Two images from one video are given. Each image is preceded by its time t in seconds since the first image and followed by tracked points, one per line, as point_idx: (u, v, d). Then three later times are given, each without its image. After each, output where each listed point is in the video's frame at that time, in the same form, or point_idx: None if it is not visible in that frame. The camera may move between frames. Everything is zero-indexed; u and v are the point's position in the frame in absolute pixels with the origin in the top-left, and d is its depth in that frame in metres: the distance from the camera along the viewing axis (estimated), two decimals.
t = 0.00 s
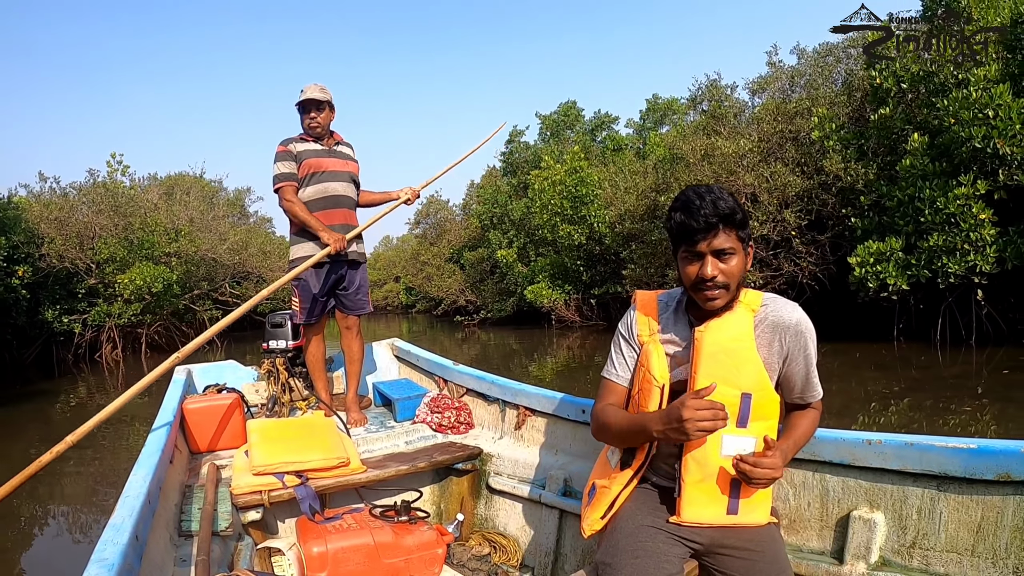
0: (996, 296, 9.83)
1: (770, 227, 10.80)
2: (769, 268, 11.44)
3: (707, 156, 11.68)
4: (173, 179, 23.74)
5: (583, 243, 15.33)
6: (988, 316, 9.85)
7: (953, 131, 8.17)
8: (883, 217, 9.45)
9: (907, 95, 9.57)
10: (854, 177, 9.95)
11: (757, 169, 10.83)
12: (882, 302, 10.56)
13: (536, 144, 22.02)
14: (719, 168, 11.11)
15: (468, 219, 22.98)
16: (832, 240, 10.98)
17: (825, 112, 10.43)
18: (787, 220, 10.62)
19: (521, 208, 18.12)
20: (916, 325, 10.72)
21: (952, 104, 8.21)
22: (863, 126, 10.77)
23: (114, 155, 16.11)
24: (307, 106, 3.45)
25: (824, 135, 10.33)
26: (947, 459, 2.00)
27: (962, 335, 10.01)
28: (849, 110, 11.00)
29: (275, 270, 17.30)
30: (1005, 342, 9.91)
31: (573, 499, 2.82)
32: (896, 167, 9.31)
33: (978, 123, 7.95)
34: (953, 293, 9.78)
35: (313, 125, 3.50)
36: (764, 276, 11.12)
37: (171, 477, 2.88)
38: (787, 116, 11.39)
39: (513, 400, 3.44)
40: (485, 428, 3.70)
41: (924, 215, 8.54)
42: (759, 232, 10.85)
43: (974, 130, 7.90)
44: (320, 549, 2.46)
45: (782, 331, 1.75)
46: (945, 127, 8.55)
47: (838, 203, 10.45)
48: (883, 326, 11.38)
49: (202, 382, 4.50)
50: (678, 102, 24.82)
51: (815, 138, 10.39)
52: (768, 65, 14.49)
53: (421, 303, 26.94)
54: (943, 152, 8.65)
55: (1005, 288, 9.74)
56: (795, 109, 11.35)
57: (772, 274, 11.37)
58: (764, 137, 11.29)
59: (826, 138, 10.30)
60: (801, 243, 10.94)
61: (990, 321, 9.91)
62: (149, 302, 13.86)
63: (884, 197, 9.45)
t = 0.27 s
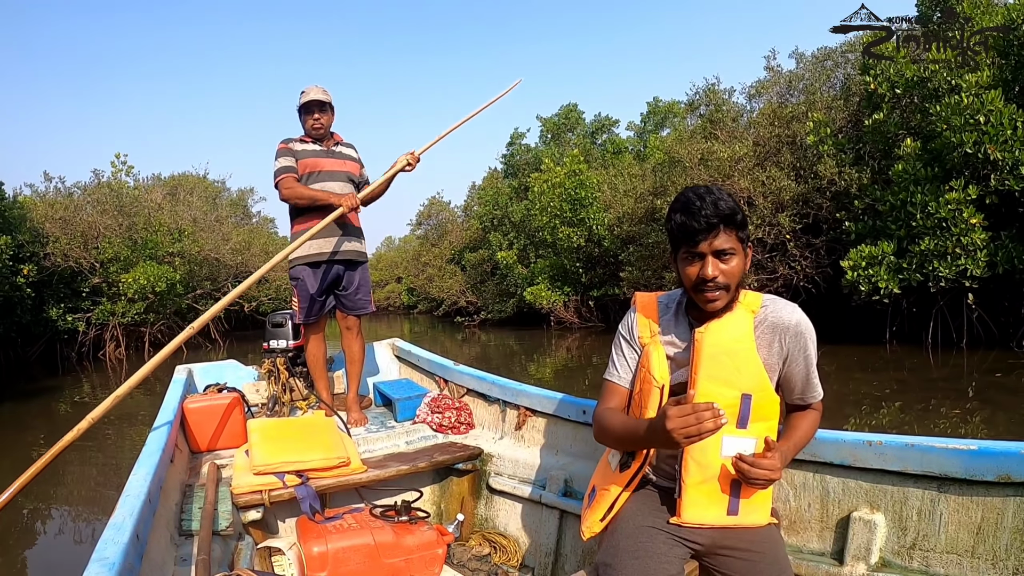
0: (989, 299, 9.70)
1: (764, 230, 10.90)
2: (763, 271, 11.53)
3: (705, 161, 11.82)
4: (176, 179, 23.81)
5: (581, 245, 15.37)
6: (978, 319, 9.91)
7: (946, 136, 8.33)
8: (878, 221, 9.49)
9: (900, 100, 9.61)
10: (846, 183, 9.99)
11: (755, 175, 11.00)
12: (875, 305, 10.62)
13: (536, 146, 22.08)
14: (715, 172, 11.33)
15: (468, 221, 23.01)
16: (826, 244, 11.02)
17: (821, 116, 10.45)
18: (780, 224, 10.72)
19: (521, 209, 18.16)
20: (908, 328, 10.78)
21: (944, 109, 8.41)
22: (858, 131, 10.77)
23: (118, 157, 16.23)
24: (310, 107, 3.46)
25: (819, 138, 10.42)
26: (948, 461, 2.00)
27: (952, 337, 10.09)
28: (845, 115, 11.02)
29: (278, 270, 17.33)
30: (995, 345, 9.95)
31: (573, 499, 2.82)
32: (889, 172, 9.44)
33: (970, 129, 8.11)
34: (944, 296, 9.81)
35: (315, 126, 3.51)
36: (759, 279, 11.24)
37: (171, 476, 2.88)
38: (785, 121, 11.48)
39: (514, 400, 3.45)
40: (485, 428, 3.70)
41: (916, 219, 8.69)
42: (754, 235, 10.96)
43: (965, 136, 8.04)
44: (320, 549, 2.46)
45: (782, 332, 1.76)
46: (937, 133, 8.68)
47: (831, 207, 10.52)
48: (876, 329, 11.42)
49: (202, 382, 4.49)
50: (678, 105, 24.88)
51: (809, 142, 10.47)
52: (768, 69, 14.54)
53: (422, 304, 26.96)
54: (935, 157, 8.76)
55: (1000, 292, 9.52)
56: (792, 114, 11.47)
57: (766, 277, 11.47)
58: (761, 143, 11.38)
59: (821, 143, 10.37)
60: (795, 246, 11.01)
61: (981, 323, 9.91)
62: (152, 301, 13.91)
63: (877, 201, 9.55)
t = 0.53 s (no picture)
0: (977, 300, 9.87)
1: (756, 232, 10.97)
2: (756, 272, 11.59)
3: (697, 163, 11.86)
4: (176, 178, 23.81)
5: (577, 246, 15.40)
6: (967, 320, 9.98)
7: (934, 140, 8.46)
8: (868, 223, 9.60)
9: (892, 103, 9.75)
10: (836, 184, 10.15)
11: (745, 177, 11.01)
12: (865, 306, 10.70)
13: (534, 146, 22.11)
14: (707, 173, 11.38)
15: (467, 221, 23.01)
16: (818, 245, 11.11)
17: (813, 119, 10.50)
18: (772, 226, 10.79)
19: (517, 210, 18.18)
20: (898, 329, 10.81)
21: (933, 113, 8.49)
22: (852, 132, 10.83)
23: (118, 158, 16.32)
24: (309, 107, 3.45)
25: (810, 141, 10.43)
26: (946, 461, 1.99)
27: (941, 338, 10.12)
28: (838, 117, 11.05)
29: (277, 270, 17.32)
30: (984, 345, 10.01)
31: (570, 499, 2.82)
32: (879, 175, 9.56)
33: (958, 132, 8.24)
34: (933, 297, 9.83)
35: (314, 126, 3.50)
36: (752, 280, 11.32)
37: (168, 476, 2.87)
38: (780, 122, 11.52)
39: (512, 400, 3.44)
40: (482, 428, 3.70)
41: (906, 221, 8.83)
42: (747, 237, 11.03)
43: (953, 140, 8.18)
44: (318, 548, 2.45)
45: (778, 330, 1.76)
46: (926, 136, 8.79)
47: (824, 208, 10.60)
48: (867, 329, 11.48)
49: (200, 381, 4.47)
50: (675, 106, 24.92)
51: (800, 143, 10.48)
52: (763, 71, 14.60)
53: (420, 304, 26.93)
54: (924, 160, 8.88)
55: (989, 293, 9.69)
56: (785, 116, 11.52)
57: (759, 279, 11.55)
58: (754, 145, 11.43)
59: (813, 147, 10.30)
60: (787, 249, 11.10)
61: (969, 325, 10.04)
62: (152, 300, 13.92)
63: (868, 203, 9.67)
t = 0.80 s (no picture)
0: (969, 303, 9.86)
1: (750, 233, 11.02)
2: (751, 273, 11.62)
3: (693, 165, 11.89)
4: (179, 178, 23.84)
5: (576, 246, 15.41)
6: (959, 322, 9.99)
7: (924, 143, 8.46)
8: (861, 224, 9.57)
9: (886, 106, 9.77)
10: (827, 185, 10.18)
11: (740, 178, 11.04)
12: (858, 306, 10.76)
13: (534, 147, 22.12)
14: (703, 173, 11.40)
15: (467, 221, 23.01)
16: (813, 247, 11.16)
17: (807, 121, 10.62)
18: (766, 228, 10.85)
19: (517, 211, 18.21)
20: (890, 330, 10.88)
21: (923, 116, 8.46)
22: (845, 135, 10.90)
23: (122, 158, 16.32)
24: (312, 105, 3.45)
25: (805, 144, 10.58)
26: (946, 462, 1.99)
27: (932, 339, 10.18)
28: (835, 119, 11.09)
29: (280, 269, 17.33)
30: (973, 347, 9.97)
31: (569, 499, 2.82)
32: (871, 177, 9.59)
33: (948, 135, 8.26)
34: (923, 299, 9.93)
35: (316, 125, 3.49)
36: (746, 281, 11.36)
37: (168, 474, 2.87)
38: (776, 124, 11.56)
39: (512, 400, 3.44)
40: (483, 427, 3.70)
41: (897, 223, 8.83)
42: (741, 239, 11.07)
43: (944, 142, 8.19)
44: (318, 547, 2.45)
45: (776, 329, 1.76)
46: (917, 139, 8.81)
47: (818, 208, 10.63)
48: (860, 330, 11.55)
49: (200, 380, 4.46)
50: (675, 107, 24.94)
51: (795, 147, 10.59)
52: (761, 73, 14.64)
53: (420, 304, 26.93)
54: (915, 163, 8.90)
55: (981, 294, 9.65)
56: (782, 119, 11.56)
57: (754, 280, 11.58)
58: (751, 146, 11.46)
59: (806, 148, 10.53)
60: (782, 250, 11.14)
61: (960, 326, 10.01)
62: (155, 299, 13.93)
63: (861, 205, 9.65)
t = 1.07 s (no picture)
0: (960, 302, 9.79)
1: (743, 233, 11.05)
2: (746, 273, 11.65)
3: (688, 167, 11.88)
4: (179, 178, 23.85)
5: (574, 246, 15.42)
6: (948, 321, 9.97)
7: (914, 144, 8.47)
8: (852, 224, 9.60)
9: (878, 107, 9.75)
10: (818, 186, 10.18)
11: (733, 179, 11.08)
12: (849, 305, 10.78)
13: (533, 147, 22.13)
14: (697, 174, 11.44)
15: (466, 221, 23.02)
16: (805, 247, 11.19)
17: (800, 123, 10.51)
18: (759, 229, 10.87)
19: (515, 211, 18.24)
20: (882, 328, 10.91)
21: (914, 117, 8.49)
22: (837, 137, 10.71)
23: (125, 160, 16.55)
24: (309, 105, 3.45)
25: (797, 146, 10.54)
26: (944, 463, 1.99)
27: (922, 337, 10.14)
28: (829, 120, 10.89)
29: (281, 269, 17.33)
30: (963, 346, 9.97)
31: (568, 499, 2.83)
32: (863, 178, 9.61)
33: (937, 137, 8.27)
34: (913, 298, 9.89)
35: (314, 125, 3.49)
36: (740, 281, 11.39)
37: (167, 474, 2.87)
38: (770, 124, 11.57)
39: (511, 400, 3.44)
40: (482, 428, 3.70)
41: (887, 223, 8.85)
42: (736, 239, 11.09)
43: (933, 144, 8.21)
44: (317, 547, 2.45)
45: (777, 330, 1.75)
46: (908, 141, 8.84)
47: (810, 210, 10.63)
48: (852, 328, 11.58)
49: (199, 380, 4.46)
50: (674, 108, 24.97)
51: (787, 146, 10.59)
52: (757, 74, 14.66)
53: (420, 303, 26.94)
54: (906, 164, 8.92)
55: (973, 294, 9.56)
56: (776, 119, 11.57)
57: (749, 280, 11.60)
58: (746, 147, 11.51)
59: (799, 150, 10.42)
60: (775, 250, 11.17)
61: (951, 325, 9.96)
62: (157, 298, 13.94)
63: (853, 205, 9.69)
